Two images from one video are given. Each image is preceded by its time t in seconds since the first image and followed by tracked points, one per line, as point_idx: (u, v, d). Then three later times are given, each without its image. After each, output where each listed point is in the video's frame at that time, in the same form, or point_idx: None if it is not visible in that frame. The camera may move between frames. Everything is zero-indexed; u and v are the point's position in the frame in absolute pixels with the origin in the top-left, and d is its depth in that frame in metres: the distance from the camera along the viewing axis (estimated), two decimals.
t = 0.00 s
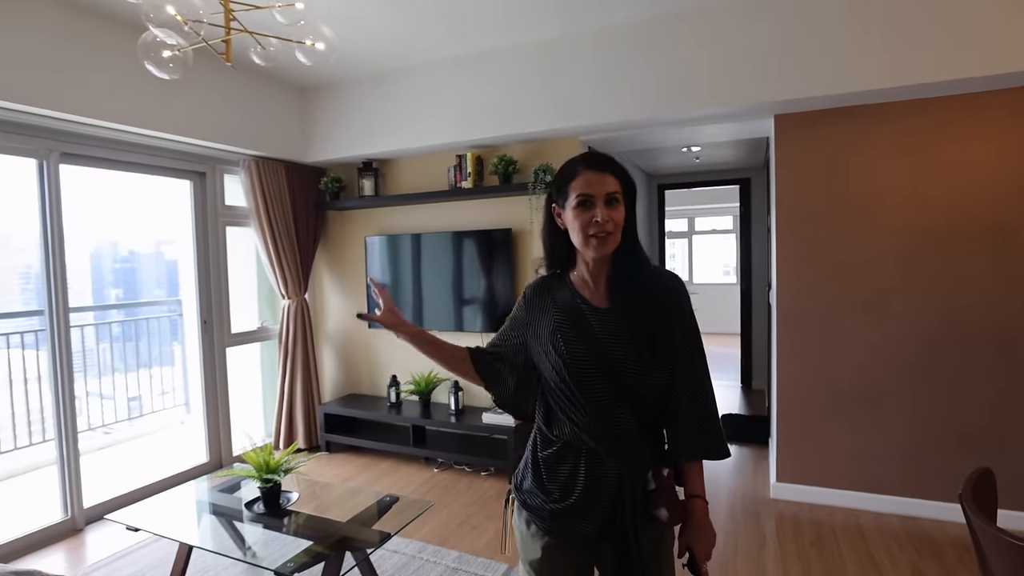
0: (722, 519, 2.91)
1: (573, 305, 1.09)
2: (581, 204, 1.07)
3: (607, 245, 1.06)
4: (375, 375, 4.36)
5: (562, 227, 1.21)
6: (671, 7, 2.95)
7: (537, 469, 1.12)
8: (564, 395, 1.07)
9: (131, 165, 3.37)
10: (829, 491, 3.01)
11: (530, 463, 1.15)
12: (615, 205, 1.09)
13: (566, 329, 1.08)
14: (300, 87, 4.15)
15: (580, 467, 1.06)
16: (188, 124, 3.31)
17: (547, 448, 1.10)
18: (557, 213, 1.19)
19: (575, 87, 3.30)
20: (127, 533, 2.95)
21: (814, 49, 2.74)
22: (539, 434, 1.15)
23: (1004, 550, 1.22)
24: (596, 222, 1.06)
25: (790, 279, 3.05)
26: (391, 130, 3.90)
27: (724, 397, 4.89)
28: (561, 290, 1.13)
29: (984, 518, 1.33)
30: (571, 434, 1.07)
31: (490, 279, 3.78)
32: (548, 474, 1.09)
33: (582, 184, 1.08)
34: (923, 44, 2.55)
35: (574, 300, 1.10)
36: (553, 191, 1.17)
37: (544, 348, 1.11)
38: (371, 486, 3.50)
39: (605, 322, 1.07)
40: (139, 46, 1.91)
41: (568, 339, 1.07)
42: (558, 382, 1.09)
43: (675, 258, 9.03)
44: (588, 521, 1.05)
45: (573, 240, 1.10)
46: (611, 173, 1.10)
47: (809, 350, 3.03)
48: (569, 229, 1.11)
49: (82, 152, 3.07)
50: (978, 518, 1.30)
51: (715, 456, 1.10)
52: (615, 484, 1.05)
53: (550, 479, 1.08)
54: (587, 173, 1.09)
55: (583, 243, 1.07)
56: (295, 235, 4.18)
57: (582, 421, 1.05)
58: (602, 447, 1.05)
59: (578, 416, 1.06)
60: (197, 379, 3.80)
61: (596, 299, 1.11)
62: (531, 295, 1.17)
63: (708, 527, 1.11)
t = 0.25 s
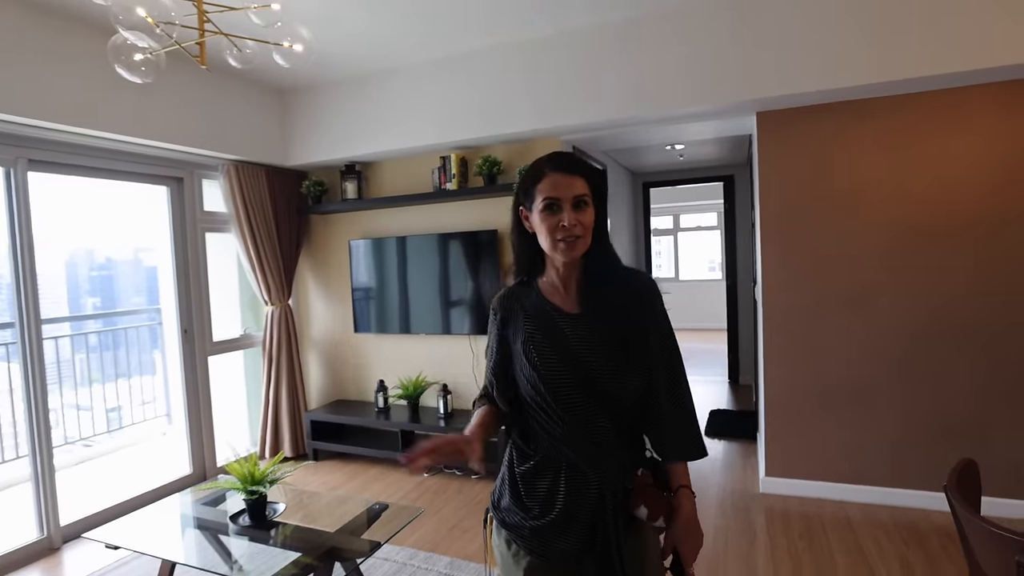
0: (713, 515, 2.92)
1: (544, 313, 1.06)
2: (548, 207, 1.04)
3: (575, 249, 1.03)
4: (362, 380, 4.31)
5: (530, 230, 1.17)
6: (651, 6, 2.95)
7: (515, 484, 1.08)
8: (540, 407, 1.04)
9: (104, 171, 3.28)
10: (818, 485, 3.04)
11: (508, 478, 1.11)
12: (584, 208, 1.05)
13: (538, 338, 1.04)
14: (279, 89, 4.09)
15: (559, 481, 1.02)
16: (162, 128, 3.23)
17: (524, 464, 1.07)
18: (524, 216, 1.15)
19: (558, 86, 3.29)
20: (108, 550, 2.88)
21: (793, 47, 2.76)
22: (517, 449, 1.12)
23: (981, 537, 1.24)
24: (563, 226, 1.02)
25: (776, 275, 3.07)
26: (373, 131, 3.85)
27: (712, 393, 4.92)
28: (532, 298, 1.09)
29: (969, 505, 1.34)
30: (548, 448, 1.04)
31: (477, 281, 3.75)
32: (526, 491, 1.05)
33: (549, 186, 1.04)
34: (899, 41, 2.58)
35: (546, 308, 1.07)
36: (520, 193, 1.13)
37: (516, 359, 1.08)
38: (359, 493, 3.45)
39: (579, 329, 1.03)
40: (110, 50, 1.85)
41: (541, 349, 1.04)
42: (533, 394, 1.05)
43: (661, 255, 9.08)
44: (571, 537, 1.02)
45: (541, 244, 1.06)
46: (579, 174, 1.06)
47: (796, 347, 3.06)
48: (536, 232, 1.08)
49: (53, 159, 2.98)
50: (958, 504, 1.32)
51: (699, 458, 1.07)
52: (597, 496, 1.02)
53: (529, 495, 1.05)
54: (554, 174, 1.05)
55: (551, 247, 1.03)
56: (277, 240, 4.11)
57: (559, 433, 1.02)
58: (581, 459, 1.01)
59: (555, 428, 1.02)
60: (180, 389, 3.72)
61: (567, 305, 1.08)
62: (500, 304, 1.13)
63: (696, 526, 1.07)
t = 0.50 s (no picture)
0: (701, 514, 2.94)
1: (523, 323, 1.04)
2: (518, 209, 1.04)
3: (546, 252, 1.04)
4: (350, 383, 4.30)
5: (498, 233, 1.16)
6: (638, 9, 2.97)
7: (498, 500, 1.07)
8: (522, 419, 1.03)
9: (90, 174, 3.25)
10: (804, 483, 3.08)
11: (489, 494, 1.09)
12: (554, 209, 1.06)
13: (519, 351, 1.02)
14: (266, 91, 4.07)
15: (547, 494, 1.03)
16: (148, 131, 3.21)
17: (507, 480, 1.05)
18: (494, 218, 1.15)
19: (545, 88, 3.30)
20: (95, 556, 2.85)
21: (778, 50, 2.79)
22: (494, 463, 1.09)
23: (976, 540, 1.29)
24: (533, 228, 1.03)
25: (763, 276, 3.10)
26: (360, 133, 3.84)
27: (699, 392, 4.96)
28: (506, 307, 1.07)
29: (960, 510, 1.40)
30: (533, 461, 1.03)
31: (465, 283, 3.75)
32: (511, 507, 1.04)
33: (518, 187, 1.05)
34: (881, 45, 2.62)
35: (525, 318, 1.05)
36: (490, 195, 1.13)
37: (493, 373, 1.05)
38: (348, 496, 3.44)
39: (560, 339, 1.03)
40: (93, 53, 1.84)
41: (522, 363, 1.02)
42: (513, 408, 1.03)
43: (648, 256, 9.13)
44: (561, 547, 1.03)
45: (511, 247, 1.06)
46: (549, 175, 1.07)
47: (782, 346, 3.09)
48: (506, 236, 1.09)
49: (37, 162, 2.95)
50: (952, 509, 1.38)
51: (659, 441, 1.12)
52: (585, 504, 1.04)
53: (515, 511, 1.04)
54: (524, 176, 1.06)
55: (520, 251, 1.04)
56: (264, 243, 4.09)
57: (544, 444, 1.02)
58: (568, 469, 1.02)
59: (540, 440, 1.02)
60: (168, 393, 3.69)
61: (542, 311, 1.09)
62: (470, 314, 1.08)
63: (690, 494, 1.00)
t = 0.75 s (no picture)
0: (698, 516, 2.93)
1: (510, 327, 1.02)
2: (503, 205, 1.02)
3: (531, 252, 1.00)
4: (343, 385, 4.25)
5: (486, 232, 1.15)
6: (631, 9, 2.96)
7: (495, 511, 1.05)
8: (512, 425, 1.01)
9: (77, 174, 3.18)
10: (800, 484, 3.07)
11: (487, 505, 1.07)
12: (541, 207, 1.02)
13: (506, 356, 1.01)
14: (257, 90, 4.02)
15: (543, 501, 1.00)
16: (136, 130, 3.15)
17: (503, 489, 1.03)
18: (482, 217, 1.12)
19: (540, 88, 3.28)
20: (82, 565, 2.79)
21: (771, 50, 2.79)
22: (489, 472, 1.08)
23: (972, 540, 1.29)
24: (518, 225, 1.00)
25: (759, 277, 3.10)
26: (352, 133, 3.80)
27: (694, 393, 4.95)
28: (492, 311, 1.05)
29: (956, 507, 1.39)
30: (526, 468, 1.01)
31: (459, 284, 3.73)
32: (508, 517, 1.02)
33: (505, 183, 1.02)
34: (874, 45, 2.63)
35: (512, 321, 1.03)
36: (477, 193, 1.11)
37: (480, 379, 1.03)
38: (342, 501, 3.40)
39: (549, 341, 1.01)
40: (79, 51, 1.79)
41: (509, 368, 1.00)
42: (502, 415, 1.02)
43: (642, 256, 9.14)
44: (562, 557, 1.00)
45: (498, 245, 1.03)
46: (538, 170, 1.04)
47: (777, 347, 3.09)
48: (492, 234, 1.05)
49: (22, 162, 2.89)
50: (948, 508, 1.37)
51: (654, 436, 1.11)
52: (583, 510, 1.01)
53: (512, 522, 1.01)
54: (511, 171, 1.03)
55: (506, 249, 1.01)
56: (256, 244, 4.04)
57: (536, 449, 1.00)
58: (563, 474, 1.00)
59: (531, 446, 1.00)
60: (157, 397, 3.63)
61: (531, 315, 1.06)
62: (454, 321, 1.06)
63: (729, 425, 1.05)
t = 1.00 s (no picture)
0: (695, 516, 2.92)
1: (499, 333, 1.00)
2: (519, 195, 1.01)
3: (539, 250, 1.00)
4: (339, 383, 4.23)
5: (485, 223, 1.15)
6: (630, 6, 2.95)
7: (490, 511, 1.06)
8: (501, 430, 1.00)
9: (71, 170, 3.14)
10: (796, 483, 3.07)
11: (483, 504, 1.09)
12: (554, 204, 1.03)
13: (493, 361, 0.99)
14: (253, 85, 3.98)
15: (533, 505, 1.00)
16: (130, 125, 3.12)
17: (495, 488, 1.05)
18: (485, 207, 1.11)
19: (538, 85, 3.26)
20: (74, 564, 2.76)
21: (771, 49, 2.78)
22: (486, 473, 1.09)
23: (972, 542, 1.27)
24: (532, 219, 0.99)
25: (757, 276, 3.09)
26: (349, 129, 3.77)
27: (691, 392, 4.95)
28: (484, 314, 1.04)
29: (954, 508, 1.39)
30: (516, 473, 1.01)
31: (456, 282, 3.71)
32: (500, 516, 1.04)
33: (521, 175, 1.02)
34: (873, 44, 2.62)
35: (502, 325, 1.02)
36: (483, 182, 1.09)
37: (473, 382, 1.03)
38: (337, 500, 3.38)
39: (538, 345, 0.99)
40: (71, 42, 1.76)
41: (497, 373, 0.99)
42: (492, 419, 1.01)
43: (640, 255, 9.14)
44: (553, 559, 1.01)
45: (502, 239, 1.02)
46: (551, 167, 1.05)
47: (775, 346, 3.09)
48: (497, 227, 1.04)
49: (14, 156, 2.85)
50: (947, 510, 1.36)
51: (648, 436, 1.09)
52: (574, 514, 1.00)
53: (503, 522, 1.03)
54: (526, 164, 1.03)
55: (514, 243, 1.00)
56: (251, 240, 4.01)
57: (524, 456, 0.99)
58: (552, 481, 0.99)
59: (520, 453, 0.99)
60: (151, 394, 3.59)
61: (521, 318, 1.04)
62: (448, 324, 1.07)
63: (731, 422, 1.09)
